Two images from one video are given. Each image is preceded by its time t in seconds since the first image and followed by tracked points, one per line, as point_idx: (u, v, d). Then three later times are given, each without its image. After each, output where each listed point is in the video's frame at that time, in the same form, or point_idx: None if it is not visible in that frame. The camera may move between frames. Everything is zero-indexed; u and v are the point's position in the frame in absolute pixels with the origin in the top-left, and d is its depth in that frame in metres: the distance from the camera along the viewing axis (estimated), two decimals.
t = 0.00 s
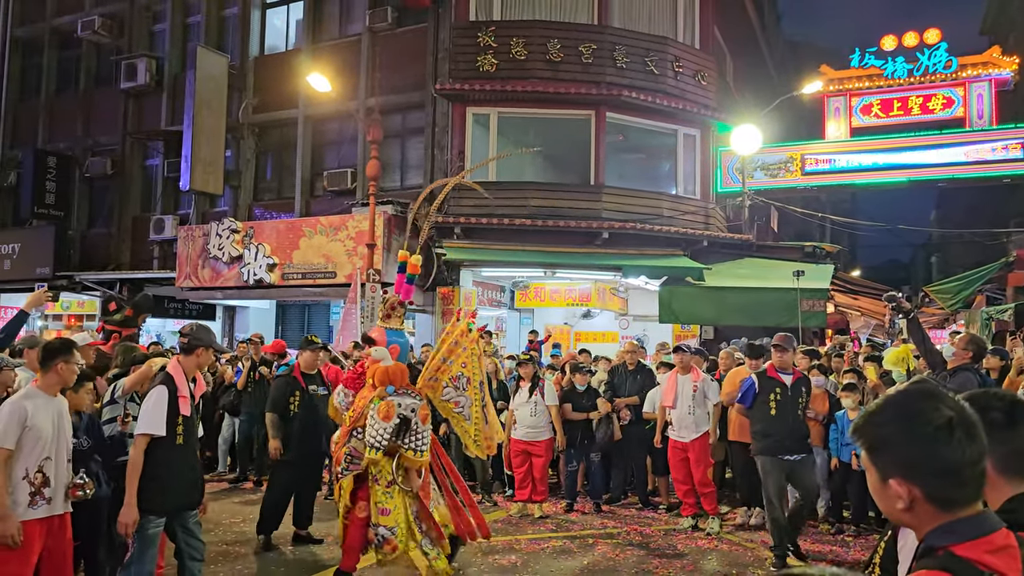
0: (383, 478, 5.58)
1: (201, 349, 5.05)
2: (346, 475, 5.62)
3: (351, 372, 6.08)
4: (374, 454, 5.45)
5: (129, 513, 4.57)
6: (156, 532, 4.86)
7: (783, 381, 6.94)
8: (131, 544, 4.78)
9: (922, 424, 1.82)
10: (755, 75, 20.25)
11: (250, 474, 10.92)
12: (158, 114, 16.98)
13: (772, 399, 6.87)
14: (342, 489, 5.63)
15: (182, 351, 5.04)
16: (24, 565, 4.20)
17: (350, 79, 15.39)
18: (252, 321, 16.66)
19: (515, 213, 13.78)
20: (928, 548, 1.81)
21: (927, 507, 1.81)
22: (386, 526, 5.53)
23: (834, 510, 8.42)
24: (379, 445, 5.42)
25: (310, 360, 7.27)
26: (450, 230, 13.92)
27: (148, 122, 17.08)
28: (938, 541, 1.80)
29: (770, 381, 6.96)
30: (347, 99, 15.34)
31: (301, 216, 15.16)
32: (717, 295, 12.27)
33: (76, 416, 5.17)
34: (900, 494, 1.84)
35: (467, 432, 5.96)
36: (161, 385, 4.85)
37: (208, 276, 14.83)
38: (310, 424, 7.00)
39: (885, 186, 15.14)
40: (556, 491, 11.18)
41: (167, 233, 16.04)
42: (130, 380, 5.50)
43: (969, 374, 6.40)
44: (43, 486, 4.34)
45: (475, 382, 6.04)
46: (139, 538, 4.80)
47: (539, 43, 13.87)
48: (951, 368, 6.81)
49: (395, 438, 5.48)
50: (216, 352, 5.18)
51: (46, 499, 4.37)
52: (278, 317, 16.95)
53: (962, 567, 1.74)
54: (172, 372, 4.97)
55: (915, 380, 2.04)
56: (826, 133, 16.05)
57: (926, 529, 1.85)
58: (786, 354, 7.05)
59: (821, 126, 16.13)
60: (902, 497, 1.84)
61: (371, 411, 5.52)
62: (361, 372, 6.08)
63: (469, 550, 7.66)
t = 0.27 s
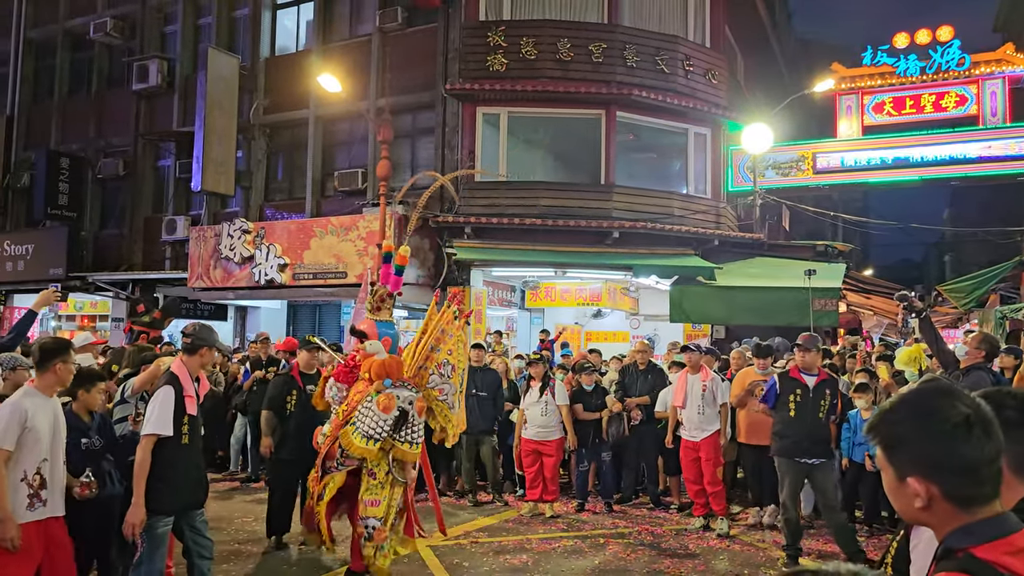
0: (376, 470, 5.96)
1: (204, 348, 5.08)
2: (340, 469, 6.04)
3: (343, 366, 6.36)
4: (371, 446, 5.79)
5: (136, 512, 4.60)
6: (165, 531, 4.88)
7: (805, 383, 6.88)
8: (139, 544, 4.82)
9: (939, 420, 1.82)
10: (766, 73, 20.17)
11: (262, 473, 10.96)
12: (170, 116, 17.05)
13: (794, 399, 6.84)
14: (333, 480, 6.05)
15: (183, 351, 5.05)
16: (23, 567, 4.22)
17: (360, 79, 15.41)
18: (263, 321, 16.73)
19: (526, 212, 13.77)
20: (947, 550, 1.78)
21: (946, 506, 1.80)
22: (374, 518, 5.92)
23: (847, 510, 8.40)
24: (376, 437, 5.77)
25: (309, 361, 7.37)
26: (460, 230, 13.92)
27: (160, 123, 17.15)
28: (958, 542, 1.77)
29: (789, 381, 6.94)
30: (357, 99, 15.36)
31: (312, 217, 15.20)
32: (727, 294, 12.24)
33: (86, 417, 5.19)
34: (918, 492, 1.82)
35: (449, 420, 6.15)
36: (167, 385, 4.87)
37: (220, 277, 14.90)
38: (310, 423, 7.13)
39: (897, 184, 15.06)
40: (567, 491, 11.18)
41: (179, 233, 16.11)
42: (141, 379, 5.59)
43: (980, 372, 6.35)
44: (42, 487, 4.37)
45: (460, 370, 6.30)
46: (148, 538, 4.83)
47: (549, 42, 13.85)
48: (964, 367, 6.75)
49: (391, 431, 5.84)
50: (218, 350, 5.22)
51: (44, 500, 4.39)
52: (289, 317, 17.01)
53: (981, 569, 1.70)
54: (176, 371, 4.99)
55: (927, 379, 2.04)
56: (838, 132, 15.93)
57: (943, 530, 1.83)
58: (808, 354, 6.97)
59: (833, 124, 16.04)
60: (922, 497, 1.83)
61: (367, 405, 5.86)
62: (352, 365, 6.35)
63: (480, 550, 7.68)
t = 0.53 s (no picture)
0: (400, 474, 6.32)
1: (214, 346, 5.11)
2: (364, 475, 6.30)
3: (355, 373, 6.44)
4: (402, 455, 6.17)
5: (164, 512, 4.68)
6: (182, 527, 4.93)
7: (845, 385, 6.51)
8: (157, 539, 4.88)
9: (966, 419, 1.81)
10: (784, 71, 20.04)
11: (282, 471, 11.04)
12: (190, 116, 17.20)
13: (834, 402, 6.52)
14: (359, 486, 6.31)
15: (195, 348, 5.08)
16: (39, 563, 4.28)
17: (377, 78, 15.47)
18: (282, 319, 16.85)
19: (543, 211, 13.75)
20: (974, 553, 1.74)
21: (973, 507, 1.77)
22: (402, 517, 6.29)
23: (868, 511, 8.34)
24: (408, 447, 6.14)
25: (316, 360, 7.52)
26: (477, 229, 13.93)
27: (180, 123, 17.31)
28: (985, 545, 1.72)
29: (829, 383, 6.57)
30: (375, 99, 15.43)
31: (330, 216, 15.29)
32: (745, 293, 12.18)
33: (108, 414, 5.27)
34: (945, 493, 1.80)
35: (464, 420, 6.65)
36: (181, 384, 4.90)
37: (239, 276, 15.02)
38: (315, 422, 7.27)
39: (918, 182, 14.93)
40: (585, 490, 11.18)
41: (199, 233, 16.25)
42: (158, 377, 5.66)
43: (1003, 372, 6.26)
44: (58, 484, 4.42)
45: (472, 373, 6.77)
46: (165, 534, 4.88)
47: (566, 41, 13.84)
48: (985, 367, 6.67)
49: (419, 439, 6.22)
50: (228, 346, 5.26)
51: (62, 496, 4.45)
52: (308, 316, 17.11)
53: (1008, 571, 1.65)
54: (188, 368, 5.01)
55: (950, 380, 2.04)
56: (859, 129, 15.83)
57: (970, 532, 1.80)
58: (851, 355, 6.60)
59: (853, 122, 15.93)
60: (949, 497, 1.80)
61: (395, 416, 6.17)
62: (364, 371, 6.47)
63: (498, 549, 7.69)
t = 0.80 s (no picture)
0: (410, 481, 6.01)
1: (228, 342, 5.18)
2: (372, 483, 5.93)
3: (363, 375, 6.12)
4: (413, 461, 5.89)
5: (207, 500, 4.75)
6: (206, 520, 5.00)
7: (899, 383, 6.30)
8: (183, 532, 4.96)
9: (1005, 420, 1.81)
10: (810, 65, 19.82)
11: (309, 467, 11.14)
12: (216, 115, 17.38)
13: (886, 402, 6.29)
14: (367, 496, 5.91)
15: (213, 345, 5.18)
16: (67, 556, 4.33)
17: (401, 76, 15.53)
18: (307, 317, 17.01)
19: (567, 207, 13.70)
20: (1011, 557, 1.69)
21: (1013, 511, 1.75)
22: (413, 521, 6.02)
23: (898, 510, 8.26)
24: (418, 453, 5.85)
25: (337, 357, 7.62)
26: (501, 226, 13.92)
27: (207, 123, 17.49)
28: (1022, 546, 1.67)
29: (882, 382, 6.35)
30: (399, 97, 15.50)
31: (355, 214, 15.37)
32: (772, 290, 12.02)
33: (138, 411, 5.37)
34: (984, 495, 1.78)
35: (474, 424, 6.51)
36: (202, 381, 4.94)
37: (265, 273, 15.16)
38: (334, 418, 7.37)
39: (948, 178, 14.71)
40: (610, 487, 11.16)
41: (225, 231, 16.41)
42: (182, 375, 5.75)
43: None
44: (86, 478, 4.48)
45: (485, 380, 6.58)
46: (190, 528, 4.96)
47: (589, 37, 13.79)
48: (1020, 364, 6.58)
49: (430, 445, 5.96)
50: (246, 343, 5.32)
51: (89, 491, 4.50)
52: (333, 313, 17.23)
53: None
54: (208, 365, 5.08)
55: (984, 383, 2.03)
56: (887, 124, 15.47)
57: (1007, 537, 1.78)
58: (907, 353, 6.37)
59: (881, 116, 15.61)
60: (987, 500, 1.79)
61: (404, 420, 5.88)
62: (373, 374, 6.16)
63: (524, 547, 7.69)
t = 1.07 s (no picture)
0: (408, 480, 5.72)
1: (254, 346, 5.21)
2: (370, 477, 5.62)
3: (367, 367, 5.96)
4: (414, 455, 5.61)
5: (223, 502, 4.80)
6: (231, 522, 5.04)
7: (941, 388, 6.15)
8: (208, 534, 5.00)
9: None
10: (833, 63, 19.62)
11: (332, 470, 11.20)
12: (239, 120, 17.54)
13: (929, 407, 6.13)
14: (365, 491, 5.62)
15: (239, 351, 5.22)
16: (88, 557, 4.34)
17: (422, 80, 15.58)
18: (330, 320, 17.12)
19: (589, 209, 13.67)
20: None
21: None
22: (406, 526, 5.68)
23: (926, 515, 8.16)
24: (420, 446, 5.59)
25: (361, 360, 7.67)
26: (522, 228, 13.92)
27: (230, 128, 17.67)
28: None
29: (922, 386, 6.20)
30: (419, 100, 15.55)
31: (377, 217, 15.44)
32: (796, 292, 11.88)
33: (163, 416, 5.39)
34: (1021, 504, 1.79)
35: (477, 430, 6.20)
36: (226, 385, 4.98)
37: (288, 277, 15.27)
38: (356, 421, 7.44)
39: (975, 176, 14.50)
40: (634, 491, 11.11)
41: (248, 235, 16.55)
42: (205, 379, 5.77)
43: None
44: (107, 481, 4.49)
45: (487, 381, 6.28)
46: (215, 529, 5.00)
47: (610, 38, 13.75)
48: None
49: (432, 440, 5.70)
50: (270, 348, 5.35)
51: (111, 493, 4.51)
52: (355, 315, 17.32)
53: None
54: (234, 370, 5.12)
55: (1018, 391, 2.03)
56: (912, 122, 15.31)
57: None
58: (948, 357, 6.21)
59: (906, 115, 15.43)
60: None
61: (406, 411, 5.66)
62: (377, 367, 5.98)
63: (548, 551, 7.68)
